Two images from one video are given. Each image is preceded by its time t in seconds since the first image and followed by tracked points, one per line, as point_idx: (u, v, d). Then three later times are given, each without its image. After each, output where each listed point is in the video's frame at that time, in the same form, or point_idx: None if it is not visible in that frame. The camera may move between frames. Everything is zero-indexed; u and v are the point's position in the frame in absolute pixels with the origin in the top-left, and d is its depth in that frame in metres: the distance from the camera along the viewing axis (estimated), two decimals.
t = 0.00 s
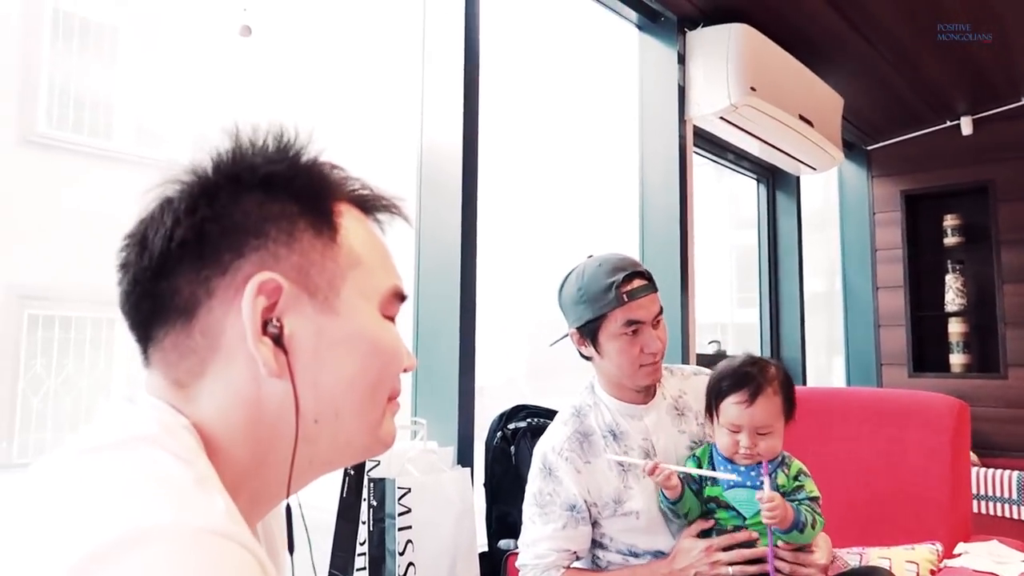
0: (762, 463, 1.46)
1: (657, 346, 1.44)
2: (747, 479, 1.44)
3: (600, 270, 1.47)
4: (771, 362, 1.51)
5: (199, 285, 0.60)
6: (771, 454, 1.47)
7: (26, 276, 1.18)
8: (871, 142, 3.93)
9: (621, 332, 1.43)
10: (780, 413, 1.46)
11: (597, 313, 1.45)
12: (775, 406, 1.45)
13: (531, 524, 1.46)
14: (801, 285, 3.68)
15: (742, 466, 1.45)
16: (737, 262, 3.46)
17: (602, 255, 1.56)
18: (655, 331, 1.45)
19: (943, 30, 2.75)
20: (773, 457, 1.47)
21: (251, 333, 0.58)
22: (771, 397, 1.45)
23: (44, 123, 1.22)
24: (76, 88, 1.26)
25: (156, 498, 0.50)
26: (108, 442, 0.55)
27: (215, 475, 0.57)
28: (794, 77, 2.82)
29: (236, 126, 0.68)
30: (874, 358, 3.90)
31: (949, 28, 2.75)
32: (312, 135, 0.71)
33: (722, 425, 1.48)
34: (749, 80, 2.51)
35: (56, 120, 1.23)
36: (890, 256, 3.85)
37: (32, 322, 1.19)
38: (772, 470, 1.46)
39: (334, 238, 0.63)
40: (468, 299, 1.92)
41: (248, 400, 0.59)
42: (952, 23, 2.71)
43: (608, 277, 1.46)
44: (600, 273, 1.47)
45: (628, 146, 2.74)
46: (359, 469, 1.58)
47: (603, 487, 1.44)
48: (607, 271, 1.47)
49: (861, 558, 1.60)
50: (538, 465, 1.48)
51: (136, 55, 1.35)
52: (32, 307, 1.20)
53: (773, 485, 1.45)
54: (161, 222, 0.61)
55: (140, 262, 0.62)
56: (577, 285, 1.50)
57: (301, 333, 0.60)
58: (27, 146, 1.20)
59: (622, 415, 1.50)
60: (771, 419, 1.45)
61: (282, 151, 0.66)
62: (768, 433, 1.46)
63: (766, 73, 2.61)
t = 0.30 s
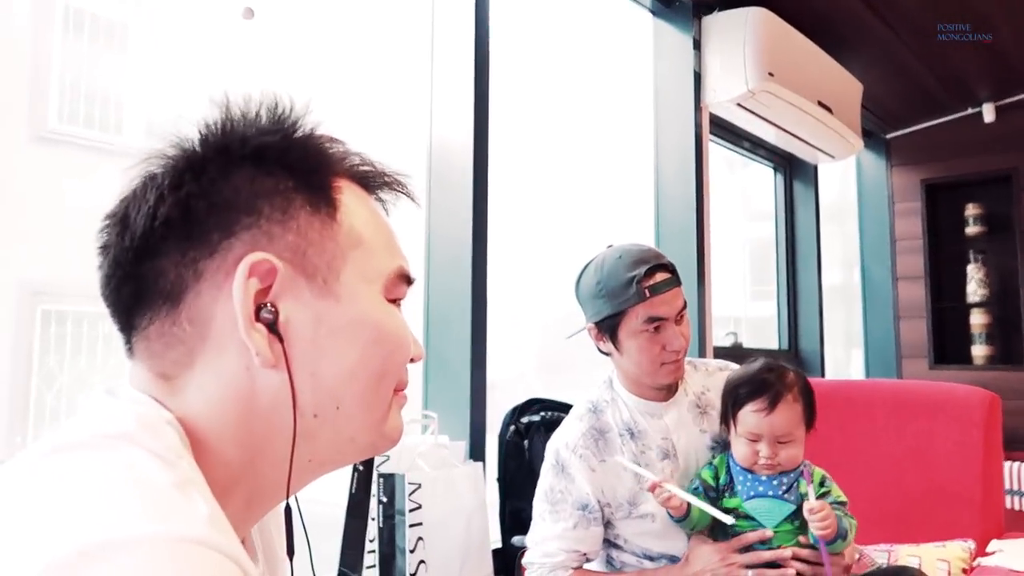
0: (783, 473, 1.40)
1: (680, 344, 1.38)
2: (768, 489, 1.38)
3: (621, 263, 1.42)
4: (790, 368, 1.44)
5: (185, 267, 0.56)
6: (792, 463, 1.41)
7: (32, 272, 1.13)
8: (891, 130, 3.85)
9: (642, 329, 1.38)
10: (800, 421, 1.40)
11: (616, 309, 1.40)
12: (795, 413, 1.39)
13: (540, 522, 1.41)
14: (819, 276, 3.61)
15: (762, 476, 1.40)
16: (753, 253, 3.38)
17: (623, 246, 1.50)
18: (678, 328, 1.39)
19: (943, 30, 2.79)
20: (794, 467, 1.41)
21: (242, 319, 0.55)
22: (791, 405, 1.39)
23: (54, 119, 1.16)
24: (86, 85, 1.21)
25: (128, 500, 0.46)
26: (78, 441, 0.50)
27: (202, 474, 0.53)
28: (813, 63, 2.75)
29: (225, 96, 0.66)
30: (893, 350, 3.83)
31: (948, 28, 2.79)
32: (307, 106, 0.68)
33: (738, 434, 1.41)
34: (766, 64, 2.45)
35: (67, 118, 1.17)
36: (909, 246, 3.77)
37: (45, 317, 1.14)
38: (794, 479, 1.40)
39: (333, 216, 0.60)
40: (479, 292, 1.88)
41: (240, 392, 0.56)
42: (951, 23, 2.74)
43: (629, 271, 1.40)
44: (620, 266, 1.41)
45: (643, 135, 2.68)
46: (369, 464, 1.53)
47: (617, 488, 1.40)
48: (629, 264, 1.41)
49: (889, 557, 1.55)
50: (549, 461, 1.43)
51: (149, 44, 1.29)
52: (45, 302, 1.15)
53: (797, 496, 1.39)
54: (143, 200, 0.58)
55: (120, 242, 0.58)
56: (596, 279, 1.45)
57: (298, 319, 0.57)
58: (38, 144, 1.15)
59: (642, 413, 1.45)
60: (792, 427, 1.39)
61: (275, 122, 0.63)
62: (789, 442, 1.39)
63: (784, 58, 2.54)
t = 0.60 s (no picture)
0: (777, 467, 1.32)
1: (673, 335, 1.34)
2: (762, 487, 1.32)
3: (616, 249, 1.37)
4: (787, 349, 1.40)
5: (127, 240, 0.54)
6: (785, 452, 1.33)
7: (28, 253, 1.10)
8: (898, 106, 3.77)
9: (634, 318, 1.34)
10: (795, 404, 1.34)
11: (609, 297, 1.36)
12: (788, 395, 1.33)
13: (537, 513, 1.38)
14: (824, 257, 3.56)
15: (756, 472, 1.33)
16: (757, 233, 3.33)
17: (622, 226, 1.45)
18: (673, 318, 1.35)
19: (942, 30, 2.94)
20: (788, 457, 1.33)
21: (189, 297, 0.51)
22: (783, 384, 1.34)
23: (54, 101, 1.14)
24: (87, 65, 1.18)
25: (47, 501, 0.43)
26: (9, 434, 0.47)
27: (146, 467, 0.50)
28: (819, 37, 2.67)
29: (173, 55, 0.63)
30: (898, 331, 3.77)
31: (949, 28, 2.93)
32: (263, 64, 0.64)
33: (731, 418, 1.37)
34: (773, 38, 2.35)
35: (68, 102, 1.15)
36: (916, 225, 3.70)
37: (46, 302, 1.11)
38: (789, 474, 1.32)
39: (291, 180, 0.58)
40: (475, 273, 1.83)
41: (190, 377, 0.53)
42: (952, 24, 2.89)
43: (624, 258, 1.35)
44: (616, 252, 1.36)
45: (645, 113, 2.62)
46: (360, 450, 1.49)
47: (614, 476, 1.37)
48: (624, 250, 1.36)
49: (895, 544, 1.54)
50: (545, 450, 1.40)
51: (143, 18, 1.24)
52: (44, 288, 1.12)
53: (792, 494, 1.32)
54: (81, 167, 0.55)
55: (57, 214, 0.56)
56: (590, 263, 1.40)
57: (253, 296, 0.54)
58: (38, 128, 1.12)
59: (638, 399, 1.41)
60: (784, 410, 1.33)
61: (226, 80, 0.60)
62: (782, 427, 1.33)
63: (790, 32, 2.46)
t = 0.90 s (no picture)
0: (683, 428, 1.30)
1: (573, 315, 1.32)
2: (666, 447, 1.29)
3: (510, 229, 1.33)
4: (693, 314, 1.38)
5: None
6: (691, 417, 1.30)
7: None
8: (800, 91, 3.85)
9: (529, 300, 1.32)
10: (699, 367, 1.32)
11: (504, 279, 1.33)
12: (691, 359, 1.31)
13: (455, 500, 1.33)
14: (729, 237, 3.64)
15: (661, 433, 1.30)
16: (665, 214, 3.37)
17: (521, 203, 1.41)
18: (571, 298, 1.33)
19: (945, 30, 3.17)
20: (693, 421, 1.30)
21: None
22: (688, 348, 1.32)
23: None
24: None
25: None
26: None
27: None
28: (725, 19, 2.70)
29: None
30: (798, 309, 3.90)
31: (950, 28, 3.17)
32: None
33: (636, 384, 1.34)
34: (681, 18, 2.35)
35: None
36: (815, 207, 3.83)
37: None
38: (694, 435, 1.30)
39: (117, 124, 0.49)
40: (377, 250, 1.76)
41: None
42: (952, 24, 3.12)
43: (517, 238, 1.32)
44: (510, 232, 1.33)
45: (555, 90, 2.58)
46: (251, 435, 1.43)
47: (524, 455, 1.35)
48: (517, 230, 1.33)
49: (790, 514, 1.58)
50: (455, 435, 1.35)
51: None
52: None
53: (696, 456, 1.30)
54: None
55: None
56: (486, 244, 1.37)
57: (67, 259, 0.45)
58: None
59: (545, 378, 1.39)
60: (689, 374, 1.31)
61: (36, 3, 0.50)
62: (687, 391, 1.30)
63: (697, 12, 2.47)
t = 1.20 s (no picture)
0: (611, 372, 1.25)
1: (488, 300, 1.28)
2: (594, 389, 1.24)
3: (421, 213, 1.27)
4: (639, 262, 1.29)
5: None
6: (620, 364, 1.24)
7: None
8: (717, 80, 3.88)
9: (444, 286, 1.27)
10: (638, 318, 1.24)
11: (416, 265, 1.27)
12: (632, 308, 1.23)
13: (376, 489, 1.26)
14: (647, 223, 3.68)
15: (589, 375, 1.24)
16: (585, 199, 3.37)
17: (429, 184, 1.35)
18: (486, 283, 1.29)
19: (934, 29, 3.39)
20: (621, 368, 1.25)
21: None
22: (630, 298, 1.23)
23: None
24: None
25: None
26: None
27: None
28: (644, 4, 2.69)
29: None
30: (713, 294, 3.98)
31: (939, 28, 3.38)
32: None
33: (570, 323, 1.26)
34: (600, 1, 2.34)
35: None
36: (731, 193, 3.90)
37: None
38: (620, 380, 1.26)
39: None
40: (282, 233, 1.68)
41: None
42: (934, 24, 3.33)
43: (429, 223, 1.26)
44: (421, 217, 1.27)
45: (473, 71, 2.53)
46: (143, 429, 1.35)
47: (442, 439, 1.28)
48: (429, 214, 1.26)
49: (701, 499, 1.60)
50: (369, 424, 1.26)
51: None
52: None
53: (620, 400, 1.26)
54: None
55: None
56: (395, 229, 1.30)
57: None
58: None
59: (460, 359, 1.33)
60: (627, 323, 1.23)
61: None
62: (621, 339, 1.23)
63: None
